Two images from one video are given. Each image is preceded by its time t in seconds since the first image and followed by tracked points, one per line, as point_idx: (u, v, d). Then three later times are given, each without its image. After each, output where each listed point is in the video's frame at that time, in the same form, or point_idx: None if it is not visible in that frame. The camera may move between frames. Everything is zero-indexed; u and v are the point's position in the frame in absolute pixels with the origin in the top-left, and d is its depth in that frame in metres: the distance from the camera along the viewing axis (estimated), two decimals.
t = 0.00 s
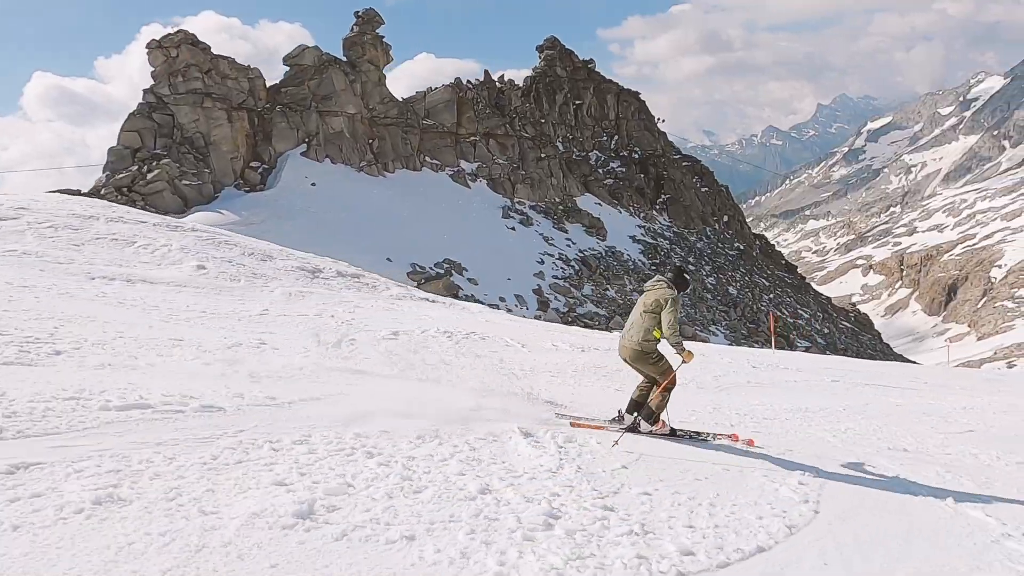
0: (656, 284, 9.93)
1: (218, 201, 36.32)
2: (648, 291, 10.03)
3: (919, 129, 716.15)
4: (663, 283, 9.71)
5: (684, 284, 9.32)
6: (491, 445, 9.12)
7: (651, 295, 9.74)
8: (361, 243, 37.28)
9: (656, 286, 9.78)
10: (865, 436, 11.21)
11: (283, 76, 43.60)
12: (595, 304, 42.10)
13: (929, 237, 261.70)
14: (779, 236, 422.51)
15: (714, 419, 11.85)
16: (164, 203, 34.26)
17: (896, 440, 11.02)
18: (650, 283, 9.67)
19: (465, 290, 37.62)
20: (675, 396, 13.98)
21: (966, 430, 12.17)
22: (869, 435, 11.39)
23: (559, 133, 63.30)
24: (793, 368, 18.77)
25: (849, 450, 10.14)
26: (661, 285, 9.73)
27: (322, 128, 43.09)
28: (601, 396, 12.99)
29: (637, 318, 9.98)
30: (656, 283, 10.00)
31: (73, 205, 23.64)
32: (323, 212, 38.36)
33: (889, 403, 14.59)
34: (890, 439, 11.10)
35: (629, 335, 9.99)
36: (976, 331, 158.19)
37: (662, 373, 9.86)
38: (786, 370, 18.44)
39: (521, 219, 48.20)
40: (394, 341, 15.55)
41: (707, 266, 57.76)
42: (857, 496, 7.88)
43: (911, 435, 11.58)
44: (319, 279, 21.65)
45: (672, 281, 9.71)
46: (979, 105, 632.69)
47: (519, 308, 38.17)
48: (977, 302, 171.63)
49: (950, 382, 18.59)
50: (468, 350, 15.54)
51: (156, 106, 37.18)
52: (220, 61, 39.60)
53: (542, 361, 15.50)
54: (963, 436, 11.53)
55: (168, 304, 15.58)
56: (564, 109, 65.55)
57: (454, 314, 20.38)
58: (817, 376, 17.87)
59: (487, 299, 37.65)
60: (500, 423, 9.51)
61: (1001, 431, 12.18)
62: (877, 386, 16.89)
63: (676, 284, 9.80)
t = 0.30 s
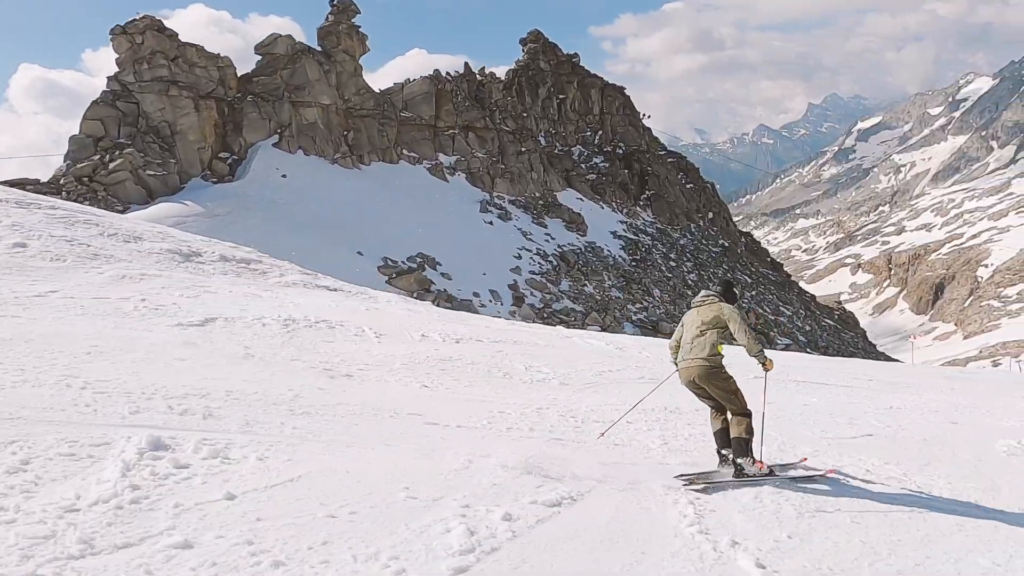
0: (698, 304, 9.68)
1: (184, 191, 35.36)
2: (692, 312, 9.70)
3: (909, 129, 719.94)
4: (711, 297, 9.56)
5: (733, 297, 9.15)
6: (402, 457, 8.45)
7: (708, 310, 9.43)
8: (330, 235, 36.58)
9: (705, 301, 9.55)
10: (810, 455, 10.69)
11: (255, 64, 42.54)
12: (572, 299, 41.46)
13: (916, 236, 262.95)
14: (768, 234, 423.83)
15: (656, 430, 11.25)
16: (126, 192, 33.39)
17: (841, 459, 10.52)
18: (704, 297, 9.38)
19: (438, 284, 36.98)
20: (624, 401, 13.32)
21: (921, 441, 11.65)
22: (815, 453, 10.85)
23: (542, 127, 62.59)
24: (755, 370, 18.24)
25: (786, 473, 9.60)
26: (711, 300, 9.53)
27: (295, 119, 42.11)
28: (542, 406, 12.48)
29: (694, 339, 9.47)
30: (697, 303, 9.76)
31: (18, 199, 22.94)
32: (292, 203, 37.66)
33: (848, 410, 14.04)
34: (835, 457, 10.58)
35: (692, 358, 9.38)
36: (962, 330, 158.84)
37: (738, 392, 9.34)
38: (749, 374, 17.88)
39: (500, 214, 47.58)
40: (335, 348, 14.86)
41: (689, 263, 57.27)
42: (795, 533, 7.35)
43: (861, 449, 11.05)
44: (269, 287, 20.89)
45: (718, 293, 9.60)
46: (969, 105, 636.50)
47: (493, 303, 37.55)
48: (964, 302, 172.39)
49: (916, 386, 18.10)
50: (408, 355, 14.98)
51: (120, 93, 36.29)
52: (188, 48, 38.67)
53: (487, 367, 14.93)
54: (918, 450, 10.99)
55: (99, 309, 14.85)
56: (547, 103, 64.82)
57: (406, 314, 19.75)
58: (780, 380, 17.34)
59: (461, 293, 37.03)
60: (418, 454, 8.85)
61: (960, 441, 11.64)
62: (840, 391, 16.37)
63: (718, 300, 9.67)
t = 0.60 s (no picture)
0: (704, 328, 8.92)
1: (150, 182, 34.55)
2: (698, 335, 8.91)
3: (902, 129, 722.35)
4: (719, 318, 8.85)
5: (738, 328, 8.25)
6: (298, 452, 7.77)
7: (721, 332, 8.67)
8: (301, 228, 35.86)
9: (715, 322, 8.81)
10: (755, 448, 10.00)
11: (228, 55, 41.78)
12: (550, 295, 40.80)
13: (908, 236, 263.37)
14: (762, 234, 424.03)
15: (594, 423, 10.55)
16: (90, 183, 32.72)
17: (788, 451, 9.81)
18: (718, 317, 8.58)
19: (411, 279, 36.29)
20: (569, 395, 12.67)
21: (875, 437, 11.03)
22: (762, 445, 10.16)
23: (526, 122, 62.00)
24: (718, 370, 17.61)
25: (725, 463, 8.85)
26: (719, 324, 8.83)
27: (269, 110, 41.31)
28: (479, 399, 11.75)
29: (705, 362, 8.65)
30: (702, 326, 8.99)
31: None
32: (263, 196, 36.92)
33: (805, 409, 13.44)
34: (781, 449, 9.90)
35: (708, 382, 8.54)
36: (952, 330, 158.87)
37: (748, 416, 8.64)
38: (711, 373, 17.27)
39: (479, 208, 46.95)
40: (272, 344, 14.20)
41: (673, 260, 56.68)
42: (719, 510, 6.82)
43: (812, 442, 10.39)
44: (220, 284, 20.17)
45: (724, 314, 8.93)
46: (962, 105, 638.84)
47: (468, 298, 36.85)
48: (955, 302, 172.47)
49: (884, 388, 17.55)
50: (345, 352, 14.28)
51: (85, 82, 35.83)
52: (156, 36, 38.00)
53: (429, 363, 14.22)
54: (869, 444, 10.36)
55: (26, 306, 14.25)
56: (531, 98, 64.23)
57: (357, 313, 19.07)
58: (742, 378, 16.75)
59: (435, 288, 36.36)
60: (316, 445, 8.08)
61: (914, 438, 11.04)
62: (802, 391, 15.80)
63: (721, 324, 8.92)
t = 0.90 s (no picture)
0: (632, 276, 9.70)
1: (114, 174, 33.74)
2: (624, 280, 9.70)
3: (896, 127, 723.89)
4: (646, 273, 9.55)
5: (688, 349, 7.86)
6: (168, 451, 7.19)
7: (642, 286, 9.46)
8: (271, 222, 35.12)
9: (641, 276, 9.56)
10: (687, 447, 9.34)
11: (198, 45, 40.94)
12: (527, 291, 40.17)
13: (900, 234, 263.69)
14: (755, 232, 424.11)
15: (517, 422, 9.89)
16: (50, 175, 31.76)
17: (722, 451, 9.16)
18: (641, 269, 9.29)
19: (384, 273, 35.59)
20: (503, 394, 12.01)
21: (818, 439, 10.43)
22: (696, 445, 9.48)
23: (508, 116, 61.35)
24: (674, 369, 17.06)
25: (651, 465, 8.17)
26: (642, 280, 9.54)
27: (241, 102, 40.53)
28: (406, 394, 11.15)
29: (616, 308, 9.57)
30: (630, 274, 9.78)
31: None
32: (232, 188, 36.19)
33: (755, 410, 12.83)
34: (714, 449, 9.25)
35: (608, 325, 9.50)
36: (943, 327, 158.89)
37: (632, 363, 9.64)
38: (668, 373, 16.64)
39: (457, 203, 46.29)
40: (200, 339, 13.53)
41: (656, 255, 56.10)
42: (665, 570, 5.38)
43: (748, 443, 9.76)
44: (164, 280, 19.41)
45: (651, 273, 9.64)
46: (955, 104, 640.93)
47: (442, 294, 36.21)
48: (945, 299, 172.48)
49: (847, 387, 16.93)
50: (274, 348, 13.65)
51: (48, 71, 35.03)
52: (122, 25, 37.53)
53: (362, 360, 13.59)
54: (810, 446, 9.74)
55: None
56: (514, 92, 63.57)
57: (303, 309, 18.36)
58: (698, 377, 16.13)
59: (408, 283, 35.66)
60: (180, 448, 7.34)
61: (859, 440, 10.44)
62: (759, 390, 15.19)
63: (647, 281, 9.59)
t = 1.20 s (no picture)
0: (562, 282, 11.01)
1: (68, 164, 32.88)
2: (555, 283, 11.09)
3: (884, 124, 727.60)
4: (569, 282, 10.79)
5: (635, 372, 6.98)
6: None
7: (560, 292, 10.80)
8: (233, 213, 34.15)
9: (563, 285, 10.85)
10: (608, 432, 8.66)
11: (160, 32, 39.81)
12: (499, 284, 39.41)
13: (887, 230, 264.81)
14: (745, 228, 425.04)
15: (426, 410, 9.19)
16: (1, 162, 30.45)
17: (647, 439, 8.48)
18: (558, 279, 10.55)
19: (350, 266, 34.69)
20: (425, 386, 11.31)
21: (753, 436, 9.80)
22: (621, 432, 8.77)
23: (487, 108, 60.53)
24: (627, 362, 16.39)
25: (559, 451, 7.46)
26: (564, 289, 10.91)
27: (206, 91, 39.50)
28: (317, 383, 10.42)
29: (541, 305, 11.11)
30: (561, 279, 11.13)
31: None
32: (194, 178, 35.25)
33: (698, 405, 12.19)
34: (632, 438, 8.52)
35: (530, 319, 11.16)
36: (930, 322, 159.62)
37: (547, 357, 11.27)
38: (617, 366, 16.00)
39: (431, 195, 45.51)
40: (113, 328, 12.76)
41: (635, 249, 55.46)
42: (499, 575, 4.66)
43: (677, 434, 9.08)
44: (97, 271, 18.52)
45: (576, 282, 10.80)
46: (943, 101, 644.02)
47: (410, 288, 35.40)
48: (932, 295, 172.95)
49: (805, 380, 16.36)
50: (192, 337, 12.85)
51: None
52: (78, 10, 36.73)
53: (286, 348, 12.83)
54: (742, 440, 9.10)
55: None
56: (493, 84, 62.78)
57: (242, 300, 17.56)
58: (648, 372, 15.53)
59: (375, 277, 34.78)
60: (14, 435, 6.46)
61: (796, 438, 9.86)
62: (708, 385, 14.58)
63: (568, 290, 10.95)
